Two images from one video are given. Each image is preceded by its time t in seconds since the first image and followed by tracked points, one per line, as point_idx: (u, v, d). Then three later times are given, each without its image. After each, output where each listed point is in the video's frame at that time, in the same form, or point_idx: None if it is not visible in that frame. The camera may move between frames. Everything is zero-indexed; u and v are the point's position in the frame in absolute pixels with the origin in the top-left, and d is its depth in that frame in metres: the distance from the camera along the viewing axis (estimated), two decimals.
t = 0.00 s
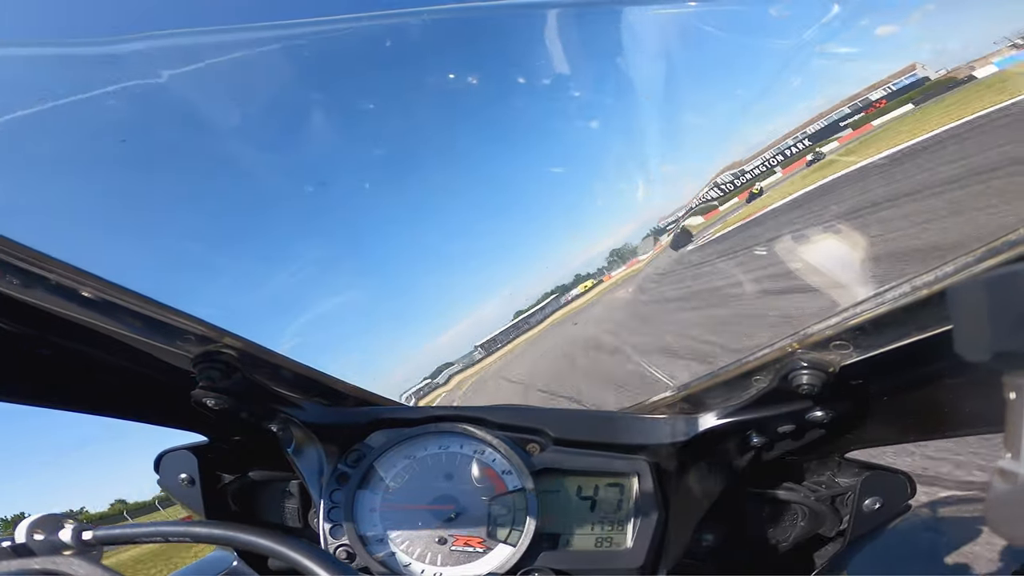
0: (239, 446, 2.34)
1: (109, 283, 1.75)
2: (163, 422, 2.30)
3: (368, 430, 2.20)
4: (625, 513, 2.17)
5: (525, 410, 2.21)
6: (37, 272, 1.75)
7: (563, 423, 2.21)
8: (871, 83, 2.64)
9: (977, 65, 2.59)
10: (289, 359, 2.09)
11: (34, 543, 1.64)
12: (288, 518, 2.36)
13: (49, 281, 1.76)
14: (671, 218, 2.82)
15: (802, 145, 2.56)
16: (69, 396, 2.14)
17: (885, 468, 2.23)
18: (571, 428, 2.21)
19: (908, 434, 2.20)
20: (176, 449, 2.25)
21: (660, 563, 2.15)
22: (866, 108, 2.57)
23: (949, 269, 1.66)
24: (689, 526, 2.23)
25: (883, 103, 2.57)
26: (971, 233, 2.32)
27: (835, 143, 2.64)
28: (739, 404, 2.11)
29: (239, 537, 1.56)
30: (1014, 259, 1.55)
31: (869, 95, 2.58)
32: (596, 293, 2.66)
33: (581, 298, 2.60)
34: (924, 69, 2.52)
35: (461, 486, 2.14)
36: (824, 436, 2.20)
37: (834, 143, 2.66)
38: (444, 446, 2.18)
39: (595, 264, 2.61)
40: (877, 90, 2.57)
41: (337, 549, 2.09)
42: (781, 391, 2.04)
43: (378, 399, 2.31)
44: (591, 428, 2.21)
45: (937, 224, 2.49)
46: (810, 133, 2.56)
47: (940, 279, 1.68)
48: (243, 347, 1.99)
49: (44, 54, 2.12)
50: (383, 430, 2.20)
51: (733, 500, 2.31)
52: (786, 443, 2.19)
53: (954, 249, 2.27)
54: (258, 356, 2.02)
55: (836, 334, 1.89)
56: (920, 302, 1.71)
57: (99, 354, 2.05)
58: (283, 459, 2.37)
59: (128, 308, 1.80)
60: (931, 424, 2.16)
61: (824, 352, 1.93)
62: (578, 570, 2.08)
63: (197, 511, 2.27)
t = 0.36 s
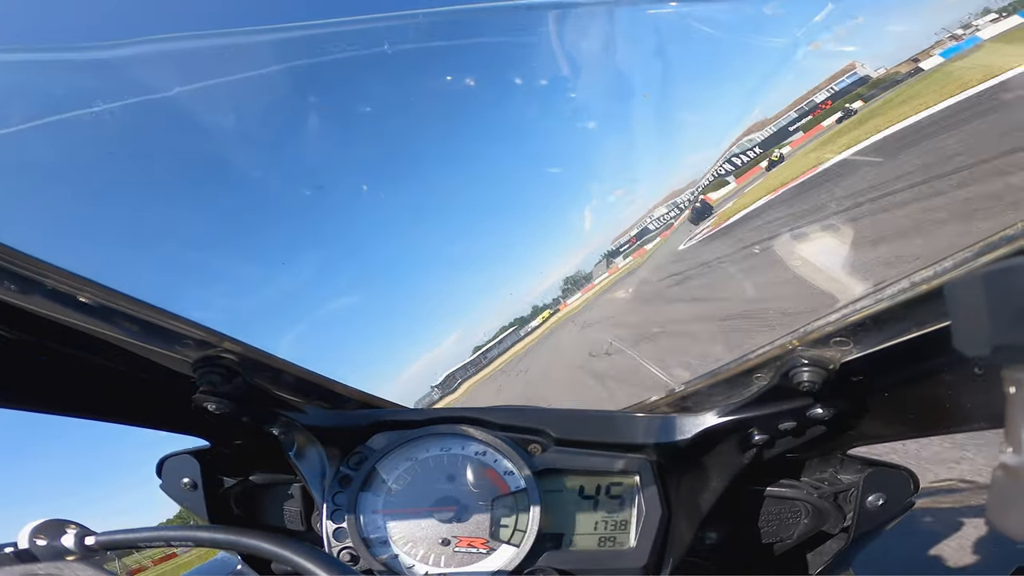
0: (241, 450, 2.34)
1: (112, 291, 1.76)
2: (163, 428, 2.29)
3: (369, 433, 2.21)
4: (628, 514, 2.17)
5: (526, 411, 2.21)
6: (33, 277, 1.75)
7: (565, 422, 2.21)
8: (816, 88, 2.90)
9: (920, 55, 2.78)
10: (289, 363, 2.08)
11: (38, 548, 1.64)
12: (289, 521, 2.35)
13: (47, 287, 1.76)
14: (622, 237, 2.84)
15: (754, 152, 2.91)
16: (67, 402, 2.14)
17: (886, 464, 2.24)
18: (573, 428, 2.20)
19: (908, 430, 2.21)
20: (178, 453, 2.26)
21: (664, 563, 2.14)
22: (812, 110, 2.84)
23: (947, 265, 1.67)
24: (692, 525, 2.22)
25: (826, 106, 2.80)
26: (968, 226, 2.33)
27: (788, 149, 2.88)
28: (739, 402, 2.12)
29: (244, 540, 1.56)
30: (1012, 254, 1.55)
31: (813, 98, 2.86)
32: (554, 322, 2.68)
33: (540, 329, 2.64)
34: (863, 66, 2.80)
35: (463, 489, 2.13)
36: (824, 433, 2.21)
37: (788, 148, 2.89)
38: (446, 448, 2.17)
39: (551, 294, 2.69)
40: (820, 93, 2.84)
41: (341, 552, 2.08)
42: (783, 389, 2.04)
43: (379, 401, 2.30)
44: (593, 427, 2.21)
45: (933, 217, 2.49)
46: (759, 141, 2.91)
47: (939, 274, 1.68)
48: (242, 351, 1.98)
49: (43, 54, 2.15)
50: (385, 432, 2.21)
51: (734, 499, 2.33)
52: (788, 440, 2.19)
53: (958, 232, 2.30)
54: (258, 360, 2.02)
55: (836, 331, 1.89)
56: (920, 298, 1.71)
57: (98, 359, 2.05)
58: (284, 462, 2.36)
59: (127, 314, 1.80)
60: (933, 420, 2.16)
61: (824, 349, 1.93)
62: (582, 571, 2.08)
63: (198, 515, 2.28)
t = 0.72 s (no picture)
0: (237, 443, 2.34)
1: (116, 285, 1.78)
2: (161, 421, 2.30)
3: (366, 428, 2.21)
4: (623, 512, 2.17)
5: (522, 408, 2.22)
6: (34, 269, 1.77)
7: (560, 420, 2.21)
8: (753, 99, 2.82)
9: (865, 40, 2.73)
10: (287, 358, 2.10)
11: (38, 540, 1.65)
12: (285, 516, 2.37)
13: (49, 280, 1.77)
14: (564, 275, 2.70)
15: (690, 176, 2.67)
16: (65, 394, 2.15)
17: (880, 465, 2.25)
18: (569, 425, 2.21)
19: (902, 431, 2.22)
20: (176, 447, 2.26)
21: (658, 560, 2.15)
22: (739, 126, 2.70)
23: (940, 269, 1.69)
24: (686, 524, 2.24)
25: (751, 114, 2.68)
26: (965, 226, 2.33)
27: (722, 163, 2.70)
28: (735, 401, 2.13)
29: (246, 532, 1.58)
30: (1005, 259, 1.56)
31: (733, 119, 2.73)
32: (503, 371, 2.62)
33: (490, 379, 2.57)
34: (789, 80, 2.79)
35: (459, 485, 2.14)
36: (818, 433, 2.21)
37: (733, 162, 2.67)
38: (442, 444, 2.19)
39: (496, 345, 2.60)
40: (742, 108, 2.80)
41: (337, 546, 2.10)
42: (778, 390, 2.05)
43: (375, 396, 2.30)
44: (589, 425, 2.21)
45: (931, 218, 2.50)
46: (696, 165, 2.66)
47: (934, 277, 1.69)
48: (241, 345, 1.99)
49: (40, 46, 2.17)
50: (382, 428, 2.21)
51: (729, 500, 2.30)
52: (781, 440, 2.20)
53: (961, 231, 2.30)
54: (255, 355, 2.03)
55: (832, 332, 1.90)
56: (915, 299, 1.72)
57: (98, 352, 2.06)
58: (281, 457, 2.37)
59: (127, 307, 1.82)
60: (928, 420, 2.17)
61: (819, 350, 1.94)
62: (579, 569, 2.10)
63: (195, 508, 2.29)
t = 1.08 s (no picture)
0: (237, 447, 2.36)
1: (116, 290, 1.79)
2: (159, 425, 2.29)
3: (364, 430, 2.19)
4: (624, 512, 2.17)
5: (522, 409, 2.19)
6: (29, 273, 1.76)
7: (559, 420, 2.19)
8: (686, 135, 2.94)
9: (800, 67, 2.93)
10: (284, 359, 2.09)
11: (38, 545, 1.64)
12: (284, 520, 2.36)
13: (46, 285, 1.77)
14: (508, 330, 2.57)
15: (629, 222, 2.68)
16: (60, 399, 2.13)
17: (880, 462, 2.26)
18: (569, 426, 2.20)
19: (902, 428, 2.21)
20: (174, 450, 2.25)
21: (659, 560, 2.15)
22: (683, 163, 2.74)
23: (937, 266, 1.68)
24: (686, 523, 2.24)
25: (699, 156, 2.77)
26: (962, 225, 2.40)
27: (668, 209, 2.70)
28: (735, 400, 2.12)
29: (247, 536, 1.58)
30: (1002, 255, 1.57)
31: (682, 150, 2.80)
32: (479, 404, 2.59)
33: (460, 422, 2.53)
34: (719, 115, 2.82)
35: (459, 486, 2.13)
36: (818, 432, 2.21)
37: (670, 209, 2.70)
38: (441, 446, 2.17)
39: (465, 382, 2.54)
40: (687, 142, 2.82)
41: (338, 549, 2.11)
42: (777, 387, 2.05)
43: (373, 398, 2.29)
44: (589, 426, 2.21)
45: (930, 215, 2.50)
46: (637, 207, 2.68)
47: (930, 275, 1.68)
48: (239, 348, 1.99)
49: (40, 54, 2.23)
50: (381, 429, 2.19)
51: (730, 498, 2.31)
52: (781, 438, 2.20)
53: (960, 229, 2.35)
54: (252, 356, 2.03)
55: (830, 329, 1.90)
56: (914, 296, 1.72)
57: (95, 357, 2.06)
58: (280, 459, 2.36)
59: (125, 311, 1.82)
60: (929, 417, 2.17)
61: (818, 347, 1.94)
62: (580, 571, 2.11)
63: (196, 512, 2.28)
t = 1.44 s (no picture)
0: (235, 446, 2.36)
1: (119, 290, 1.80)
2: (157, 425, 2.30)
3: (362, 430, 2.21)
4: (621, 512, 2.17)
5: (520, 408, 2.21)
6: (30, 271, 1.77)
7: (558, 420, 2.22)
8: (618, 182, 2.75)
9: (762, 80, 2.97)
10: (283, 358, 2.09)
11: (38, 543, 1.63)
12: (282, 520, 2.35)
13: (45, 284, 1.78)
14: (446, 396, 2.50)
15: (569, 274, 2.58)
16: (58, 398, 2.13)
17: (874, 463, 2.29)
18: (567, 427, 2.22)
19: (898, 429, 2.23)
20: (173, 449, 2.26)
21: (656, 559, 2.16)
22: (623, 212, 2.61)
23: (936, 268, 1.68)
24: (685, 524, 2.21)
25: (638, 202, 2.63)
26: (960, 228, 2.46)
27: (609, 256, 2.67)
28: (732, 401, 2.13)
29: (247, 534, 1.59)
30: (1000, 258, 1.55)
31: (621, 197, 2.64)
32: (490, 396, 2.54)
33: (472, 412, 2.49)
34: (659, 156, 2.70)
35: (457, 487, 2.13)
36: (817, 434, 2.22)
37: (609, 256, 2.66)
38: (438, 446, 2.17)
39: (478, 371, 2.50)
40: (627, 189, 2.64)
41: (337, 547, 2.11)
42: (775, 388, 2.05)
43: (372, 398, 2.30)
44: (587, 426, 2.22)
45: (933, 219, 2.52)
46: (576, 258, 2.59)
47: (928, 277, 1.70)
48: (238, 348, 2.00)
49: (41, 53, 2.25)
50: (379, 429, 2.20)
51: (728, 499, 2.28)
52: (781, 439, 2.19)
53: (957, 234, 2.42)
54: (251, 355, 2.04)
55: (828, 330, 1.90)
56: (911, 298, 1.73)
57: (95, 355, 2.06)
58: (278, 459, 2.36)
59: (124, 309, 1.83)
60: (927, 417, 2.18)
61: (817, 349, 1.95)
62: (574, 571, 2.12)
63: (194, 511, 2.28)
